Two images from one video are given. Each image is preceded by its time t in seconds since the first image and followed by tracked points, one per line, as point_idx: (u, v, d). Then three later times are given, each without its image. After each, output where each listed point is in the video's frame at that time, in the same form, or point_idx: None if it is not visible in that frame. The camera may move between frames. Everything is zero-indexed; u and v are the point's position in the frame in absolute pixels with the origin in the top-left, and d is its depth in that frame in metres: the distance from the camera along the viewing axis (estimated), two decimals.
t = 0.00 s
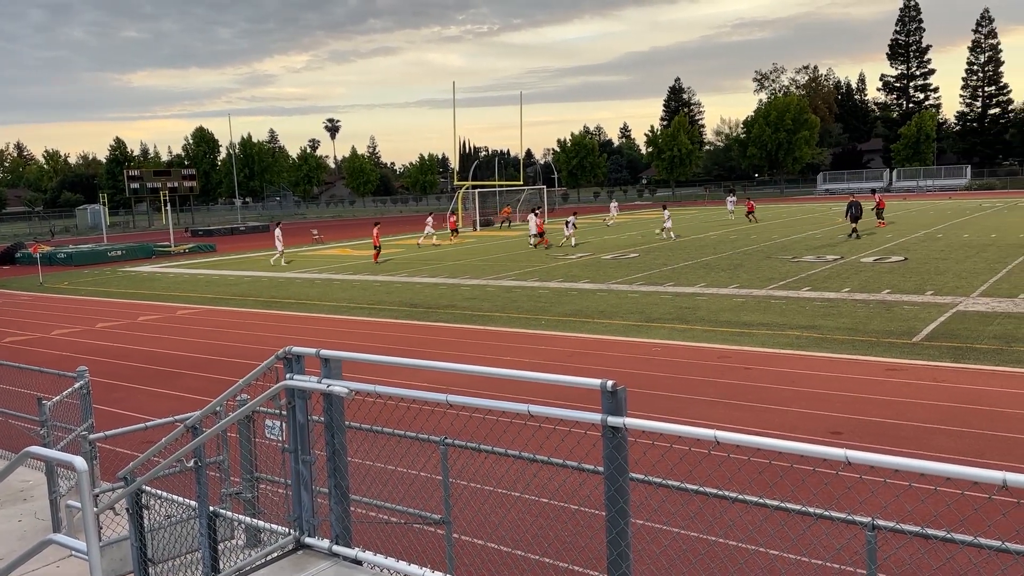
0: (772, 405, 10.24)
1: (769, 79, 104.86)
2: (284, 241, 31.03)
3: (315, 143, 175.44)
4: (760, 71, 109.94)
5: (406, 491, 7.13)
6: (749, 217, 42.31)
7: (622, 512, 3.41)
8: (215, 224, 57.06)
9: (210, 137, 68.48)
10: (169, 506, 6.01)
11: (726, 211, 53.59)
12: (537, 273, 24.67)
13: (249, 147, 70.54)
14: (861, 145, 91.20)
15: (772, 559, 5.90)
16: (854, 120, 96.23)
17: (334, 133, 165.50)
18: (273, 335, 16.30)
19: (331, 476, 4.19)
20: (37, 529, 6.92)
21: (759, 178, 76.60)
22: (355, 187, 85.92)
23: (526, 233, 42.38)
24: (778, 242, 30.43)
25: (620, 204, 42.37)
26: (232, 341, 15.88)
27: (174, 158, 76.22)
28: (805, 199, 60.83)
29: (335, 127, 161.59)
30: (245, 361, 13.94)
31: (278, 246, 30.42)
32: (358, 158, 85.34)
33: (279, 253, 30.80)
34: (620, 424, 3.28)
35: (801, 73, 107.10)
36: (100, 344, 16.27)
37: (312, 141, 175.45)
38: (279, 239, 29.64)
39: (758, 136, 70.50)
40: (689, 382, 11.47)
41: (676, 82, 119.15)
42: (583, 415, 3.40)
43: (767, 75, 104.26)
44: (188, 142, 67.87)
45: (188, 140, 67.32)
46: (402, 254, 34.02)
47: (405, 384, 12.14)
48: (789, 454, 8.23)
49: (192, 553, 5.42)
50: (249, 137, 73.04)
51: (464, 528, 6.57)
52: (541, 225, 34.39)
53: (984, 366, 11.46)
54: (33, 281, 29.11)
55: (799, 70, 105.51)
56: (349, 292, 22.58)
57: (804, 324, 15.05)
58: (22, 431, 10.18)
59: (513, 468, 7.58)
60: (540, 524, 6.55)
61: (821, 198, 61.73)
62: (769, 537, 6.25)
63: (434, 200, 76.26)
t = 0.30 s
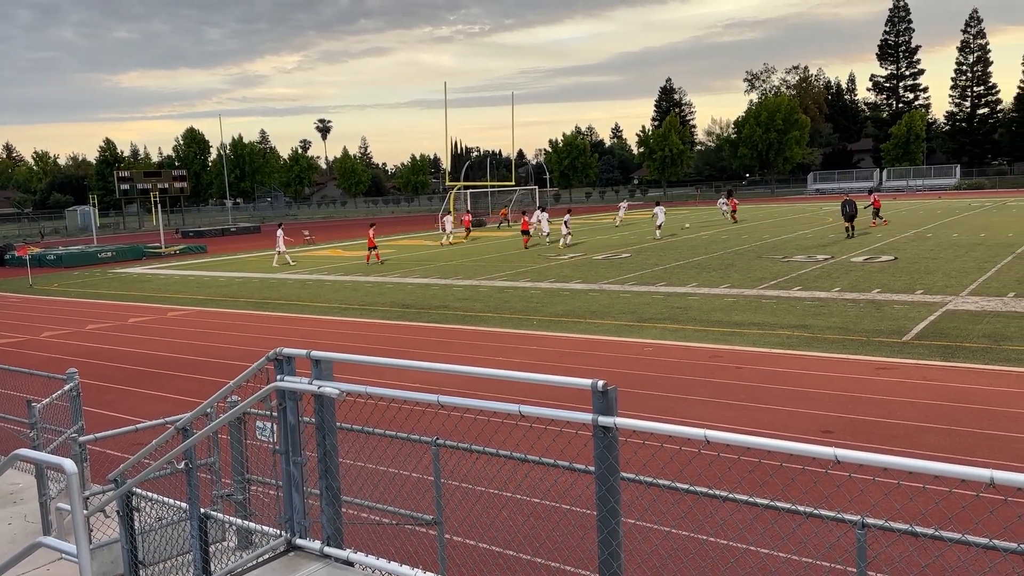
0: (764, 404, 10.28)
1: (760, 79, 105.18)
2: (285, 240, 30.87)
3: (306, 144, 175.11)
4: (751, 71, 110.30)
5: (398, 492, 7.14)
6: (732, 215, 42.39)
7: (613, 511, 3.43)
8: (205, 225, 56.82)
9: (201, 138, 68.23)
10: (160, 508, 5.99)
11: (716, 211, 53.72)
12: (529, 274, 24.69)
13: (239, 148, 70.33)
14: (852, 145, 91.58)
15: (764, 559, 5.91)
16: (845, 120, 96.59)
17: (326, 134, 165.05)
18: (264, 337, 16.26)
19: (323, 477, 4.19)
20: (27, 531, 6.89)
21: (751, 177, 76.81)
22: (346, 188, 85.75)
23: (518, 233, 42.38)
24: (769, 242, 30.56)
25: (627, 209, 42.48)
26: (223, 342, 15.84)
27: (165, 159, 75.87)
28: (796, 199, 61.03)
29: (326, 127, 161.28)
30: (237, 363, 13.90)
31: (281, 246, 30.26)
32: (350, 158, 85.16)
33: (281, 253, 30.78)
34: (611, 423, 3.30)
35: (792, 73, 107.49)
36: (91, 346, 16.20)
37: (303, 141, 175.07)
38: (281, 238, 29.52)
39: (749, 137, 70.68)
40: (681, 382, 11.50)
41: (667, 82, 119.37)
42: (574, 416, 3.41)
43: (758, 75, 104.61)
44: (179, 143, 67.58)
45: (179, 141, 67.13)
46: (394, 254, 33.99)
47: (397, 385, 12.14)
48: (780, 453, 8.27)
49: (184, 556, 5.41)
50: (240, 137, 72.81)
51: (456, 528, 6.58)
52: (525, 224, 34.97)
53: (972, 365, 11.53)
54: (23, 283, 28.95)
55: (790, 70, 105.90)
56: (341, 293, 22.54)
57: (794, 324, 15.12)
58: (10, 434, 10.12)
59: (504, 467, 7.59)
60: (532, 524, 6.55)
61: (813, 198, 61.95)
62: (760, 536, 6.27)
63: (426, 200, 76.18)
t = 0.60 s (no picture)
0: (759, 403, 10.31)
1: (754, 79, 105.41)
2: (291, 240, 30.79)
3: (300, 144, 174.87)
4: (745, 71, 110.57)
5: (393, 492, 7.14)
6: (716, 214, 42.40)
7: (609, 511, 3.43)
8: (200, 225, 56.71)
9: (195, 138, 68.03)
10: (154, 509, 5.97)
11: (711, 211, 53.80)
12: (525, 274, 24.70)
13: (234, 148, 70.19)
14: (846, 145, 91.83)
15: (758, 557, 5.93)
16: (839, 119, 96.79)
17: (320, 134, 164.62)
18: (259, 337, 16.23)
19: (318, 478, 4.18)
20: (21, 533, 6.87)
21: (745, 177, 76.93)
22: (341, 188, 85.62)
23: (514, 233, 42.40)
24: (764, 241, 30.64)
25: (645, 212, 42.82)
26: (217, 343, 15.80)
27: (159, 159, 75.63)
28: (790, 199, 61.16)
29: (321, 127, 161.10)
30: (232, 363, 13.88)
31: (286, 246, 30.22)
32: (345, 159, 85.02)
33: (290, 253, 30.71)
34: (607, 423, 3.30)
35: (786, 73, 107.74)
36: (85, 347, 16.14)
37: (297, 142, 174.76)
38: (288, 238, 29.53)
39: (743, 136, 70.77)
40: (676, 382, 11.52)
41: (662, 82, 119.47)
42: (569, 415, 3.42)
43: (752, 75, 104.84)
44: (172, 143, 67.33)
45: (173, 141, 66.94)
46: (389, 254, 33.96)
47: (392, 385, 12.13)
48: (773, 452, 8.30)
49: (179, 556, 5.40)
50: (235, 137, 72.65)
51: (452, 528, 6.58)
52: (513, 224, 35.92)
53: (967, 364, 11.57)
54: (16, 284, 28.83)
55: (784, 70, 106.15)
56: (335, 293, 22.51)
57: (789, 323, 15.16)
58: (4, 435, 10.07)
59: (500, 467, 7.59)
60: (527, 524, 6.56)
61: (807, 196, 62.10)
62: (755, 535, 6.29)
63: (421, 201, 76.11)
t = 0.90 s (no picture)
0: (756, 402, 10.32)
1: (750, 78, 105.51)
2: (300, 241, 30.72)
3: (297, 144, 174.74)
4: (742, 71, 110.73)
5: (392, 492, 7.14)
6: (705, 216, 42.26)
7: (607, 509, 3.44)
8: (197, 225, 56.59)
9: (192, 138, 67.90)
10: (152, 509, 5.97)
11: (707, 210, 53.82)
12: (523, 273, 24.69)
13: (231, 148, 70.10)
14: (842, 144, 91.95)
15: (758, 556, 5.93)
16: (836, 119, 96.95)
17: (316, 133, 164.26)
18: (256, 337, 16.22)
19: (316, 477, 4.19)
20: (19, 534, 6.86)
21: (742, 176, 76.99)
22: (338, 188, 85.56)
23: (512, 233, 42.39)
24: (761, 240, 30.66)
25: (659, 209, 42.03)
26: (214, 343, 15.78)
27: (156, 159, 75.46)
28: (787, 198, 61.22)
29: (318, 127, 161.05)
30: (230, 363, 13.86)
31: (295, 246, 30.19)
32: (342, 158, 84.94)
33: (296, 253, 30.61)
34: (604, 422, 3.31)
35: (783, 72, 107.88)
36: (82, 347, 16.10)
37: (294, 142, 174.61)
38: (296, 238, 29.61)
39: (741, 135, 70.77)
40: (674, 381, 11.54)
41: (659, 82, 119.54)
42: (567, 414, 3.42)
43: (749, 74, 104.94)
44: (170, 143, 67.16)
45: (170, 141, 66.83)
46: (387, 254, 33.93)
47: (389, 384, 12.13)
48: (771, 451, 8.32)
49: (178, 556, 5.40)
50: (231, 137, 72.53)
51: (450, 528, 6.58)
52: (508, 220, 35.88)
53: (963, 362, 11.60)
54: (12, 284, 28.73)
55: (781, 69, 106.28)
56: (333, 293, 22.50)
57: (786, 321, 15.19)
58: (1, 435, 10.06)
59: (498, 466, 7.60)
60: (526, 523, 6.56)
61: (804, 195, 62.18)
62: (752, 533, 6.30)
63: (418, 201, 76.07)
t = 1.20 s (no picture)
0: (755, 400, 10.34)
1: (750, 77, 105.49)
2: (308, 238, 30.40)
3: (296, 144, 174.57)
4: (741, 70, 110.70)
5: (391, 490, 7.14)
6: (699, 215, 42.02)
7: (606, 508, 3.44)
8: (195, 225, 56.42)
9: (191, 137, 67.81)
10: (151, 509, 5.96)
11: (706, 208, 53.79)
12: (522, 272, 24.67)
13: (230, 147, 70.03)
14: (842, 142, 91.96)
15: (758, 554, 5.93)
16: (835, 117, 96.94)
17: (315, 133, 164.06)
18: (255, 337, 16.19)
19: (315, 476, 4.18)
20: (18, 534, 6.85)
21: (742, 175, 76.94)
22: (337, 187, 85.50)
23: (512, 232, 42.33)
24: (760, 239, 30.66)
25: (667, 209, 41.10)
26: (213, 343, 15.76)
27: (154, 159, 75.39)
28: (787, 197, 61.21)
29: (316, 127, 160.94)
30: (229, 363, 13.85)
31: (304, 245, 29.98)
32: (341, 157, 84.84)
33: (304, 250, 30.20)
34: (604, 421, 3.31)
35: (782, 71, 107.90)
36: (80, 347, 16.08)
37: (292, 142, 174.41)
38: (304, 237, 29.50)
39: (740, 133, 70.68)
40: (673, 379, 11.55)
41: (658, 81, 119.48)
42: (567, 413, 3.42)
43: (749, 73, 104.90)
44: (169, 142, 67.02)
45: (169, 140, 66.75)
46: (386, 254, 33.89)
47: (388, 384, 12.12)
48: (770, 449, 8.31)
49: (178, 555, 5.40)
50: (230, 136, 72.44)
51: (450, 526, 6.58)
52: (508, 219, 35.55)
53: (962, 360, 11.60)
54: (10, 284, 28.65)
55: (780, 67, 106.29)
56: (332, 292, 22.47)
57: (786, 320, 15.18)
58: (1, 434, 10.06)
59: (498, 465, 7.59)
60: (525, 522, 6.56)
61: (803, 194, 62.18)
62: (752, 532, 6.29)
63: (418, 200, 76.01)
